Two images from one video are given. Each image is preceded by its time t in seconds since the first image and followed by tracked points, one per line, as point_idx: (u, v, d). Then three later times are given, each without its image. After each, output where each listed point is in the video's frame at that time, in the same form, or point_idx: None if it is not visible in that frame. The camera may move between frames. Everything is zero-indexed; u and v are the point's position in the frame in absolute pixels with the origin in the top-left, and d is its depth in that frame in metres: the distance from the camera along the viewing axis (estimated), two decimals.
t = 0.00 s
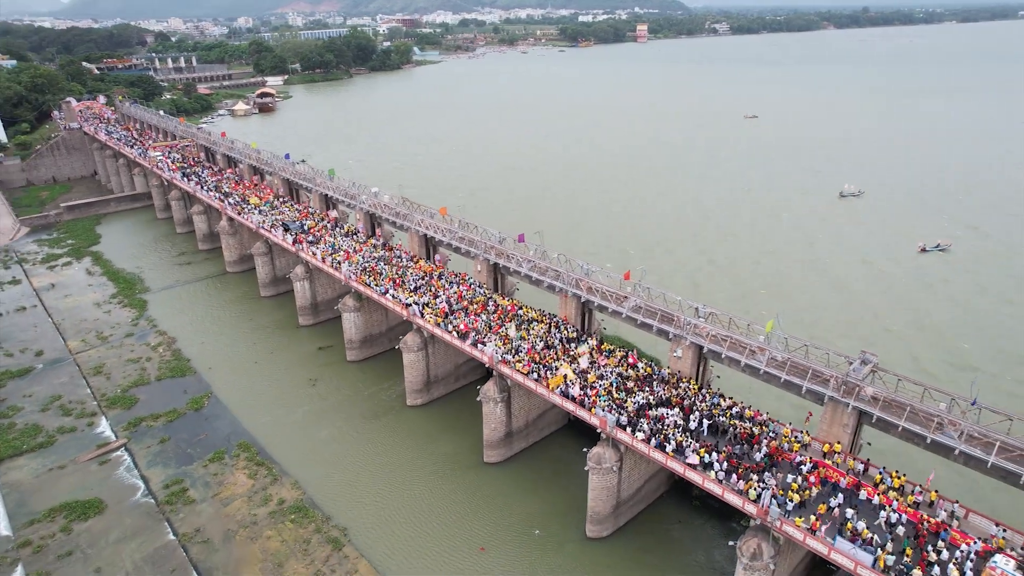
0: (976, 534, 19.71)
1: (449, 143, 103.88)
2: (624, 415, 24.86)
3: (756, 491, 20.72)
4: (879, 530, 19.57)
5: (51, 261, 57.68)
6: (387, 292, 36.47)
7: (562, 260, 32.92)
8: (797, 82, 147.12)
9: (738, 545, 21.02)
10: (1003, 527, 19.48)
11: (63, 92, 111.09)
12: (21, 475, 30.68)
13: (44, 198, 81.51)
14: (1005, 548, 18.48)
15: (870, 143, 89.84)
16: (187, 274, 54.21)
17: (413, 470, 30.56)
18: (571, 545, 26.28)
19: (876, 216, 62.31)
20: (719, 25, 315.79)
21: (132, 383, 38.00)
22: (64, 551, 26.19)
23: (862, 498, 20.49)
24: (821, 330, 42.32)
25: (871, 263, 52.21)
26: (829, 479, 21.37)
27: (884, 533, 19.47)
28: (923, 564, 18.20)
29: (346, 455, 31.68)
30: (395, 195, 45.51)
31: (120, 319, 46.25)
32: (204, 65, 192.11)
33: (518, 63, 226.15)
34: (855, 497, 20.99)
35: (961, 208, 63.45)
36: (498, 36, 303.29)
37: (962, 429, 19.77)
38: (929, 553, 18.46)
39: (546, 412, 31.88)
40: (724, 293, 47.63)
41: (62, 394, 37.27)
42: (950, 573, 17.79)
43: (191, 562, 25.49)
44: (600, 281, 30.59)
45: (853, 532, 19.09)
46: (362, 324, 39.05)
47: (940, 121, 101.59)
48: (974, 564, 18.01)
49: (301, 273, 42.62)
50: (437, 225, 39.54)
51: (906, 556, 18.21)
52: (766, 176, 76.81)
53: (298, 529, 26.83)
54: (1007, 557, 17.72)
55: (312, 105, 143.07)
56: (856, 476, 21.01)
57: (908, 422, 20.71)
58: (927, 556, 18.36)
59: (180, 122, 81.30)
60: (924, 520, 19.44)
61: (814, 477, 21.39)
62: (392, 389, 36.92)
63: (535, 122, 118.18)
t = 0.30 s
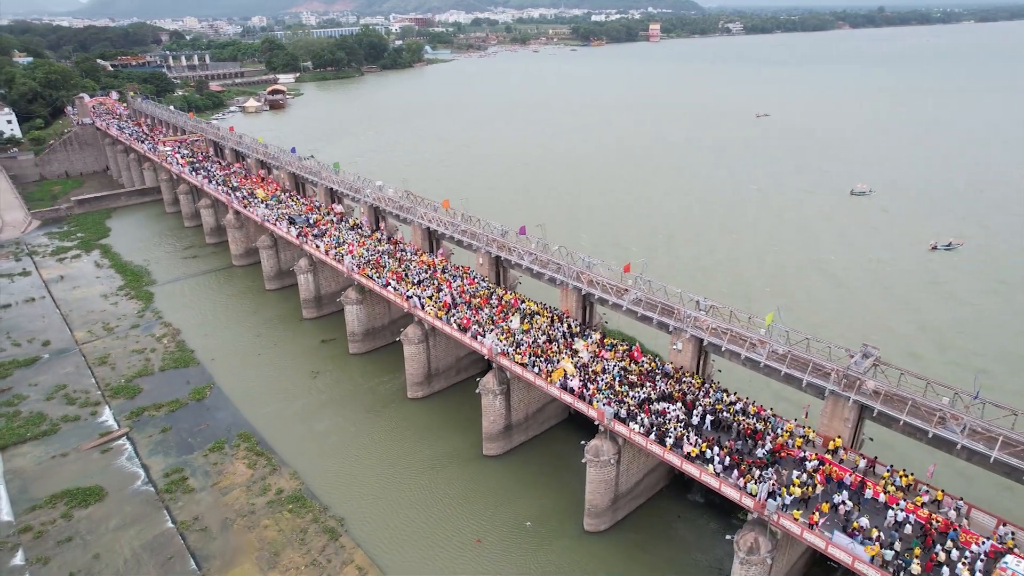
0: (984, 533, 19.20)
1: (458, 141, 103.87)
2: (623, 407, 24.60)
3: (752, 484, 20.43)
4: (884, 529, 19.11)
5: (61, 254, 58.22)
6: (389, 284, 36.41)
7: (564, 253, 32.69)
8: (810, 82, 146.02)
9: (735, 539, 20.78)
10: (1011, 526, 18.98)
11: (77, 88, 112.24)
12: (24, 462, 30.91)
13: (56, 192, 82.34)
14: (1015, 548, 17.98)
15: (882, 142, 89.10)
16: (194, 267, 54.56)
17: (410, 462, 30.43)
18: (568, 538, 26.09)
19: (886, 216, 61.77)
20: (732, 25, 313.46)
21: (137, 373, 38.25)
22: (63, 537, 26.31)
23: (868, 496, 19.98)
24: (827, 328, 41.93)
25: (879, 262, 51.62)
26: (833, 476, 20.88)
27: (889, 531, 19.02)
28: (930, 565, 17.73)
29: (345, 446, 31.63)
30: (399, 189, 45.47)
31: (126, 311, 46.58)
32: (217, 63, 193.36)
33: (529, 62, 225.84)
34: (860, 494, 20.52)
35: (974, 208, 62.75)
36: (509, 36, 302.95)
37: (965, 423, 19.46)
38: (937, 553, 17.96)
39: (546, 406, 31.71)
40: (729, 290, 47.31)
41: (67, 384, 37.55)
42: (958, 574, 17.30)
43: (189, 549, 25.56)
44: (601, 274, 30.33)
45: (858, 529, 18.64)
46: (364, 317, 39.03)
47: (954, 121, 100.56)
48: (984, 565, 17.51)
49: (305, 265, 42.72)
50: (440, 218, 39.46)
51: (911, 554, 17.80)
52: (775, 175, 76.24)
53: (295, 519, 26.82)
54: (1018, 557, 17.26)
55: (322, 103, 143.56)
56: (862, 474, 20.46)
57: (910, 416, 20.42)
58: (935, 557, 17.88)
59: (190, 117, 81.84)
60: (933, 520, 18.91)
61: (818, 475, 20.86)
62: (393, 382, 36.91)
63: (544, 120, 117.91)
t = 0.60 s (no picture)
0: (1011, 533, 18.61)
1: (471, 139, 103.84)
2: (635, 398, 24.33)
3: (764, 476, 20.10)
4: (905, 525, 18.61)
5: (76, 246, 58.80)
6: (401, 276, 36.33)
7: (576, 245, 32.45)
8: (826, 82, 144.70)
9: (746, 531, 20.42)
10: None
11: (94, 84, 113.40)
12: (37, 448, 31.17)
13: (73, 187, 83.22)
14: None
15: (899, 141, 88.13)
16: (207, 260, 54.88)
17: (419, 453, 30.32)
18: (576, 531, 25.83)
19: (903, 215, 61.05)
20: (748, 24, 311.05)
21: (149, 363, 38.46)
22: (74, 522, 26.47)
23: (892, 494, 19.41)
24: (843, 326, 41.51)
25: (896, 262, 50.97)
26: (853, 471, 20.35)
27: (911, 528, 18.51)
28: (956, 564, 17.19)
29: (354, 438, 31.53)
30: (410, 181, 45.41)
31: (140, 302, 46.89)
32: (232, 61, 194.77)
33: (542, 61, 225.42)
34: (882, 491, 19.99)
35: (994, 208, 61.83)
36: (524, 36, 302.82)
37: (984, 417, 19.10)
38: (963, 552, 17.42)
39: (556, 398, 31.48)
40: (743, 288, 46.93)
41: (80, 372, 37.85)
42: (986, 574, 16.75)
43: (197, 536, 25.59)
44: (613, 266, 30.10)
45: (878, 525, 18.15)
46: (375, 309, 38.99)
47: (973, 121, 99.28)
48: (1013, 566, 16.95)
49: (317, 258, 42.81)
50: (451, 210, 39.37)
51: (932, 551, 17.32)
52: (790, 174, 75.54)
53: (304, 508, 26.79)
54: None
55: (336, 100, 144.11)
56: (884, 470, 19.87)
57: (927, 408, 20.04)
58: (962, 556, 17.33)
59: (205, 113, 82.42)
60: (959, 519, 18.35)
61: (837, 470, 20.33)
62: (404, 374, 36.84)
63: (558, 119, 117.62)
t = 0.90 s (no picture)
0: None
1: (478, 137, 103.67)
2: (645, 389, 24.06)
3: (776, 467, 19.80)
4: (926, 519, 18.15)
5: (85, 239, 58.98)
6: (408, 268, 36.21)
7: (584, 236, 32.19)
8: (835, 81, 144.05)
9: (757, 522, 20.15)
10: None
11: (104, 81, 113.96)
12: (45, 438, 31.18)
13: (82, 182, 83.59)
14: None
15: (910, 140, 87.65)
16: (215, 254, 54.93)
17: (425, 446, 30.12)
18: (585, 523, 25.61)
19: (915, 214, 60.66)
20: (756, 24, 309.98)
21: (156, 354, 38.48)
22: (81, 510, 26.46)
23: (911, 488, 18.96)
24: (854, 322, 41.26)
25: (908, 260, 50.62)
26: (871, 465, 19.91)
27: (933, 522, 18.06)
28: (982, 560, 16.66)
29: (363, 430, 31.36)
30: (418, 174, 45.25)
31: (148, 295, 46.94)
32: (241, 59, 195.58)
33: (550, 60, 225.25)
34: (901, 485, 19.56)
35: (1006, 207, 61.40)
36: (532, 35, 302.23)
37: (1001, 408, 18.75)
38: (990, 548, 16.90)
39: (564, 391, 31.23)
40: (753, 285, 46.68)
41: (88, 363, 37.89)
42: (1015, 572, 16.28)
43: (203, 525, 25.49)
44: (622, 257, 29.86)
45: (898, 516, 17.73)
46: (382, 301, 38.85)
47: (985, 120, 98.66)
48: None
49: (324, 251, 42.73)
50: (459, 203, 39.20)
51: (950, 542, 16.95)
52: (800, 173, 75.14)
53: (310, 498, 26.65)
54: None
55: (344, 98, 144.34)
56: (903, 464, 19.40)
57: (942, 399, 19.74)
58: (989, 552, 16.83)
59: (214, 108, 82.59)
60: (985, 516, 17.82)
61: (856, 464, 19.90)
62: (411, 367, 36.69)
63: (566, 117, 117.52)
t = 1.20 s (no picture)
0: None
1: (484, 136, 103.55)
2: (656, 380, 23.87)
3: (788, 455, 19.60)
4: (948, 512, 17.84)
5: (92, 234, 59.08)
6: (415, 261, 36.08)
7: (593, 228, 32.01)
8: (842, 80, 143.55)
9: (769, 512, 19.96)
10: None
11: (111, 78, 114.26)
12: (52, 428, 31.14)
13: (89, 178, 83.81)
14: None
15: (918, 139, 87.33)
16: (221, 248, 54.92)
17: (432, 438, 29.93)
18: (594, 514, 25.41)
19: (924, 212, 60.42)
20: (762, 23, 308.84)
21: (162, 347, 38.44)
22: (87, 500, 26.37)
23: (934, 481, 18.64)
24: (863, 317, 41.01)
25: (917, 258, 50.41)
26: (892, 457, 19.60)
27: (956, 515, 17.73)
28: (1010, 554, 16.27)
29: (370, 421, 31.22)
30: (425, 168, 45.11)
31: (154, 288, 46.94)
32: (247, 58, 196.00)
33: (556, 59, 224.96)
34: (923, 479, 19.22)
35: (1015, 205, 61.10)
36: (537, 34, 302.29)
37: (1019, 396, 18.43)
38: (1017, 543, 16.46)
39: (571, 383, 31.01)
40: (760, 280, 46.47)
41: (94, 355, 37.88)
42: None
43: (210, 516, 25.37)
44: (631, 248, 29.67)
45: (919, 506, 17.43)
46: (389, 294, 38.70)
47: (994, 119, 98.26)
48: None
49: (330, 244, 42.62)
50: (466, 195, 39.04)
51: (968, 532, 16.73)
52: (807, 172, 74.93)
53: (316, 489, 26.48)
54: None
55: (350, 96, 144.45)
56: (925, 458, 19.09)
57: (957, 388, 19.51)
58: (1016, 546, 16.40)
59: (220, 104, 82.68)
60: (1013, 510, 17.38)
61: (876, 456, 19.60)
62: (417, 360, 36.51)
63: (571, 116, 117.52)
